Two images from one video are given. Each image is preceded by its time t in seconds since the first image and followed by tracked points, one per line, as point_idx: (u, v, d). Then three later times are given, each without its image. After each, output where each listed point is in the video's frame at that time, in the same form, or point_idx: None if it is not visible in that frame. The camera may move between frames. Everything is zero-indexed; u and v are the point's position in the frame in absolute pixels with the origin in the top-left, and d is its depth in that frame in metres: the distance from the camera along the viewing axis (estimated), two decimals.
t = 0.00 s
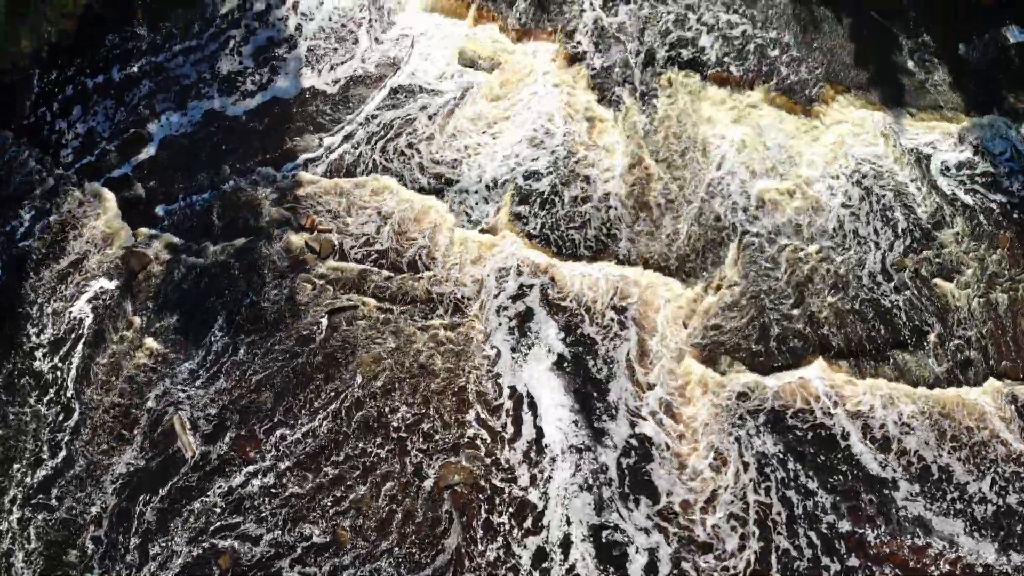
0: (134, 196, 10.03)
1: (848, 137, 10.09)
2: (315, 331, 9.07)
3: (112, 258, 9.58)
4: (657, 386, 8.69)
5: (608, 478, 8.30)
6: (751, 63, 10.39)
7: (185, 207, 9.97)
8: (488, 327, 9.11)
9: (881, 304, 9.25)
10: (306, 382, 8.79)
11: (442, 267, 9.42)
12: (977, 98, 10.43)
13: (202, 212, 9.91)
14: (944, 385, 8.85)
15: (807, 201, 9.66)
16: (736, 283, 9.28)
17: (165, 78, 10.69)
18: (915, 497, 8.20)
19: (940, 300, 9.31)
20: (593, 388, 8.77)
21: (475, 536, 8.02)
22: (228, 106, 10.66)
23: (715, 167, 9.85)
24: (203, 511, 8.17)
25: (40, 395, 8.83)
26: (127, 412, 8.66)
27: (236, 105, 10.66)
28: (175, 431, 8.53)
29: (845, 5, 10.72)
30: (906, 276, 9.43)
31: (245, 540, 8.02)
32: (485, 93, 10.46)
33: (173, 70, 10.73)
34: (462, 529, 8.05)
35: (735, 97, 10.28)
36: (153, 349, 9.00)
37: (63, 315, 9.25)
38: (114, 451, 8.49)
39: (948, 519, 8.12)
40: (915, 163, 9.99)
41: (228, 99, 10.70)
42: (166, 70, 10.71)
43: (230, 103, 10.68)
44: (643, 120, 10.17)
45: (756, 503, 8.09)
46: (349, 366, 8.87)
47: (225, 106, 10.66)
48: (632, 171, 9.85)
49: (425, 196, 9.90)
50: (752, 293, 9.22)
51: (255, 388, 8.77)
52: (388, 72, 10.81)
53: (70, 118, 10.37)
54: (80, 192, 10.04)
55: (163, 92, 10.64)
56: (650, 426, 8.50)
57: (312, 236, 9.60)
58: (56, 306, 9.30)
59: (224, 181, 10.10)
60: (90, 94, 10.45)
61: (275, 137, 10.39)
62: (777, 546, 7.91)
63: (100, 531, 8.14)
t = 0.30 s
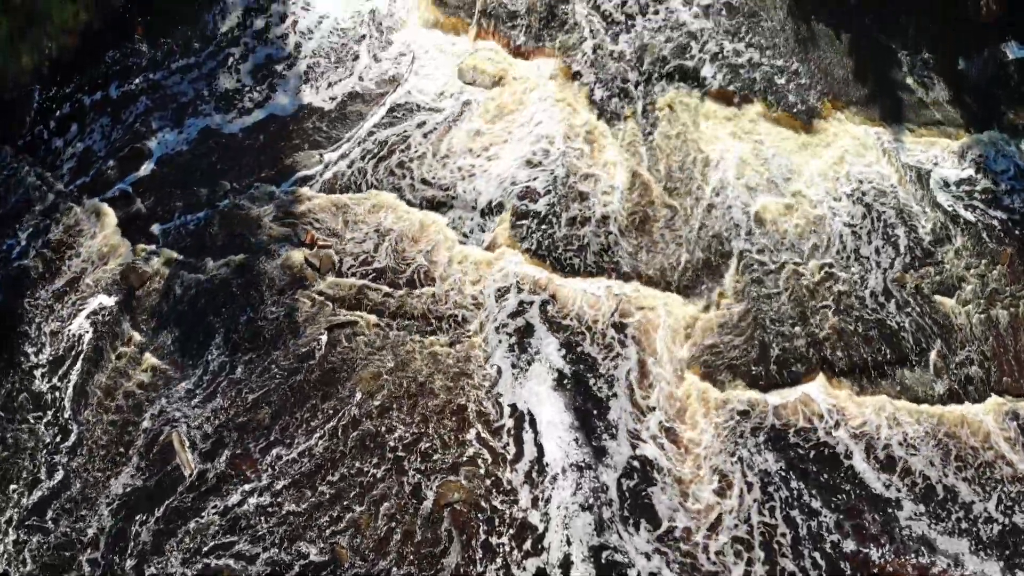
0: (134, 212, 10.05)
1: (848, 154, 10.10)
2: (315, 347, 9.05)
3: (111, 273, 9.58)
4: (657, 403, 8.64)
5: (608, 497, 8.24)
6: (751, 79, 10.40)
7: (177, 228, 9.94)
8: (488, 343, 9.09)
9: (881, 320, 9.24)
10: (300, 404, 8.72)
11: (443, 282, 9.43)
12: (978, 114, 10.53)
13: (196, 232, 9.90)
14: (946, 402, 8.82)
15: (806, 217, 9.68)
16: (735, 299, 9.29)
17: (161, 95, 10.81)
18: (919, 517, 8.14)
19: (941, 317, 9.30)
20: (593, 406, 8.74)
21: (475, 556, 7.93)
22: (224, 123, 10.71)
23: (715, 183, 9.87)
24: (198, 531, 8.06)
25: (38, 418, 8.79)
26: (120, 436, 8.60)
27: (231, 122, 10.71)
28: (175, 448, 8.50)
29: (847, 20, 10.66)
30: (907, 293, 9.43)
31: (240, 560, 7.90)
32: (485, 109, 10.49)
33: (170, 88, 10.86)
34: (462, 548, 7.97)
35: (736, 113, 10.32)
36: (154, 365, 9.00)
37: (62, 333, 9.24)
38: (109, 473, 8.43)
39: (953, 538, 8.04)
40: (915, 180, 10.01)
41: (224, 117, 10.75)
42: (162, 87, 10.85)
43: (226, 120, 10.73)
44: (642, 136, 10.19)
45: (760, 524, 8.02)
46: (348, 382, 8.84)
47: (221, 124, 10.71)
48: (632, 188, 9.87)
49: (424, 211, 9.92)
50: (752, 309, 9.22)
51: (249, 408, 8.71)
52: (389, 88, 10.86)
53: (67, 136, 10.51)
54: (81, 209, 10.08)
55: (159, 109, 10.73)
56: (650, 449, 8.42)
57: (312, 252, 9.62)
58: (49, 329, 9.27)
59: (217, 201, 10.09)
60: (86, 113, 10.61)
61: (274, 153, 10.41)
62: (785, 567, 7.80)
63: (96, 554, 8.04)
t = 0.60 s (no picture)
0: (134, 229, 10.04)
1: (849, 170, 10.08)
2: (315, 364, 9.04)
3: (111, 290, 9.57)
4: (657, 421, 8.62)
5: (609, 517, 8.22)
6: (750, 98, 10.42)
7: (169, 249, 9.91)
8: (488, 359, 9.06)
9: (882, 338, 9.22)
10: (295, 425, 8.68)
11: (442, 299, 9.40)
12: (979, 131, 10.46)
13: (190, 251, 9.88)
14: (948, 420, 8.79)
15: (806, 235, 9.67)
16: (736, 316, 9.26)
17: (159, 113, 10.80)
18: (924, 538, 8.13)
19: (942, 334, 9.28)
20: (593, 425, 8.70)
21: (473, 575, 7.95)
22: (220, 141, 10.66)
23: (716, 200, 9.86)
24: (194, 551, 8.10)
25: (36, 440, 8.73)
26: (117, 458, 8.55)
27: (227, 140, 10.66)
28: (171, 466, 8.48)
29: (848, 37, 10.77)
30: (908, 310, 9.41)
31: None
32: (486, 128, 10.42)
33: (167, 107, 10.85)
34: (462, 568, 7.98)
35: (738, 130, 10.29)
36: (153, 383, 8.95)
37: (62, 352, 9.20)
38: (106, 496, 8.39)
39: (960, 558, 8.06)
40: (915, 197, 9.99)
41: (220, 134, 10.70)
42: (160, 105, 10.85)
43: (222, 138, 10.68)
44: (642, 153, 10.19)
45: (766, 546, 8.05)
46: (347, 401, 8.81)
47: (217, 142, 10.66)
48: (632, 204, 9.85)
49: (422, 227, 9.90)
50: (752, 325, 9.19)
51: (246, 428, 8.68)
52: (389, 104, 10.76)
53: (64, 156, 10.51)
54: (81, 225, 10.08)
55: (156, 127, 10.72)
56: (652, 473, 8.36)
57: (312, 269, 9.62)
58: (48, 350, 9.23)
59: (211, 220, 10.07)
60: (83, 132, 10.62)
61: (273, 170, 10.38)
62: None
63: None
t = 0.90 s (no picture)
0: (134, 246, 10.03)
1: (849, 189, 10.09)
2: (315, 382, 9.03)
3: (111, 308, 9.59)
4: (659, 440, 8.59)
5: (609, 539, 8.22)
6: (749, 116, 10.45)
7: (162, 270, 9.88)
8: (488, 377, 9.04)
9: (883, 357, 9.19)
10: (288, 447, 8.65)
11: (442, 317, 9.39)
12: (978, 149, 10.45)
13: (188, 270, 9.84)
14: (949, 439, 8.76)
15: (807, 253, 9.65)
16: (737, 335, 9.23)
17: (156, 133, 10.79)
18: (929, 560, 8.14)
19: (944, 352, 9.24)
20: (594, 444, 8.65)
21: None
22: (217, 160, 10.61)
23: (716, 218, 9.86)
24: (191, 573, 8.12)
25: (34, 463, 8.68)
26: (112, 480, 8.51)
27: (224, 159, 10.62)
28: (168, 485, 8.48)
29: (847, 54, 10.79)
30: (909, 329, 9.38)
31: None
32: (486, 143, 10.46)
33: (165, 125, 10.85)
34: None
35: (737, 151, 10.32)
36: (153, 402, 8.95)
37: (61, 373, 9.19)
38: (102, 519, 8.34)
39: None
40: (916, 215, 10.00)
41: (217, 153, 10.66)
42: (157, 124, 10.84)
43: (219, 157, 10.64)
44: (642, 170, 10.18)
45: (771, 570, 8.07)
46: (344, 422, 8.78)
47: (214, 161, 10.61)
48: (633, 221, 9.84)
49: (423, 245, 9.91)
50: (753, 345, 9.17)
51: (241, 449, 8.65)
52: (390, 122, 10.72)
53: (60, 178, 10.50)
54: (81, 244, 10.09)
55: (153, 147, 10.70)
56: (652, 498, 8.33)
57: (312, 287, 9.58)
58: (46, 370, 9.23)
59: (204, 240, 10.03)
60: (80, 150, 10.63)
61: (268, 193, 10.33)
62: None
63: None
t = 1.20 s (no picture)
0: (134, 264, 10.03)
1: (848, 207, 10.09)
2: (314, 400, 9.00)
3: (111, 326, 9.57)
4: (660, 460, 8.56)
5: (610, 561, 8.10)
6: (748, 135, 10.43)
7: (152, 295, 9.80)
8: (489, 396, 9.01)
9: (884, 375, 9.16)
10: (285, 469, 8.58)
11: (442, 335, 9.35)
12: (979, 167, 10.44)
13: (186, 289, 9.82)
14: (952, 458, 8.70)
15: (807, 271, 9.64)
16: (738, 353, 9.20)
17: (152, 152, 10.80)
18: None
19: (946, 371, 9.21)
20: (594, 465, 8.60)
21: None
22: (212, 179, 10.62)
23: (716, 236, 9.85)
24: None
25: (32, 486, 8.63)
26: (107, 504, 8.44)
27: (219, 178, 10.63)
28: (166, 505, 8.41)
29: (847, 73, 10.80)
30: (911, 347, 9.34)
31: None
32: (486, 161, 10.43)
33: (162, 144, 10.85)
34: None
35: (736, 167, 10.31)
36: (152, 421, 8.92)
37: (59, 394, 9.16)
38: (97, 545, 8.23)
39: None
40: (918, 232, 9.98)
41: (212, 173, 10.66)
42: (154, 143, 10.85)
43: (214, 176, 10.64)
44: (641, 188, 10.18)
45: None
46: (342, 443, 8.72)
47: (209, 180, 10.62)
48: (633, 239, 9.84)
49: (423, 262, 9.89)
50: (753, 363, 9.14)
51: (237, 470, 8.60)
52: (391, 140, 10.74)
53: (55, 200, 10.50)
54: (79, 264, 10.06)
55: (149, 166, 10.71)
56: (653, 524, 8.23)
57: (312, 304, 9.56)
58: (43, 393, 9.18)
59: (199, 260, 10.00)
60: (76, 171, 10.64)
61: (263, 212, 10.32)
62: None
63: None
